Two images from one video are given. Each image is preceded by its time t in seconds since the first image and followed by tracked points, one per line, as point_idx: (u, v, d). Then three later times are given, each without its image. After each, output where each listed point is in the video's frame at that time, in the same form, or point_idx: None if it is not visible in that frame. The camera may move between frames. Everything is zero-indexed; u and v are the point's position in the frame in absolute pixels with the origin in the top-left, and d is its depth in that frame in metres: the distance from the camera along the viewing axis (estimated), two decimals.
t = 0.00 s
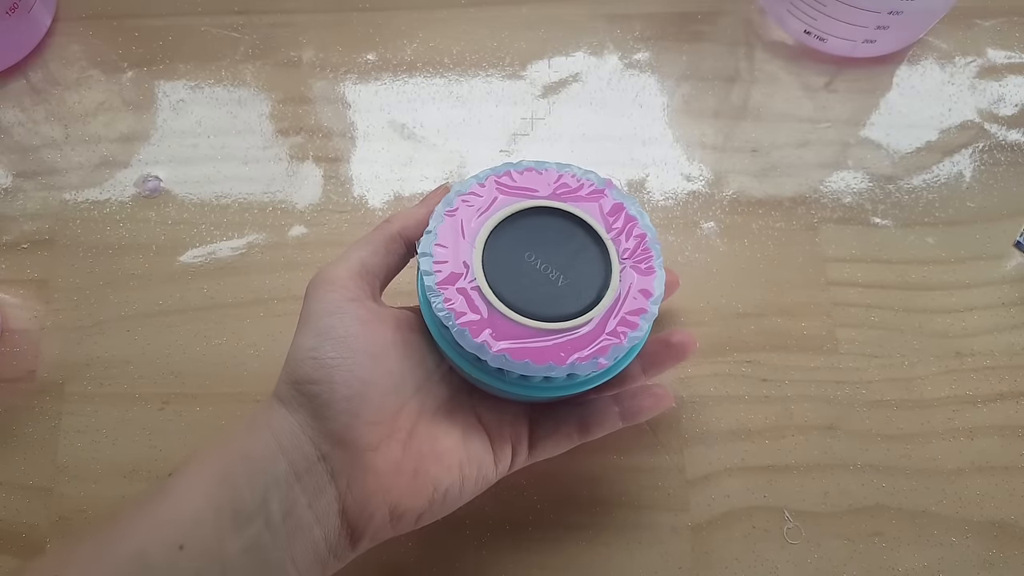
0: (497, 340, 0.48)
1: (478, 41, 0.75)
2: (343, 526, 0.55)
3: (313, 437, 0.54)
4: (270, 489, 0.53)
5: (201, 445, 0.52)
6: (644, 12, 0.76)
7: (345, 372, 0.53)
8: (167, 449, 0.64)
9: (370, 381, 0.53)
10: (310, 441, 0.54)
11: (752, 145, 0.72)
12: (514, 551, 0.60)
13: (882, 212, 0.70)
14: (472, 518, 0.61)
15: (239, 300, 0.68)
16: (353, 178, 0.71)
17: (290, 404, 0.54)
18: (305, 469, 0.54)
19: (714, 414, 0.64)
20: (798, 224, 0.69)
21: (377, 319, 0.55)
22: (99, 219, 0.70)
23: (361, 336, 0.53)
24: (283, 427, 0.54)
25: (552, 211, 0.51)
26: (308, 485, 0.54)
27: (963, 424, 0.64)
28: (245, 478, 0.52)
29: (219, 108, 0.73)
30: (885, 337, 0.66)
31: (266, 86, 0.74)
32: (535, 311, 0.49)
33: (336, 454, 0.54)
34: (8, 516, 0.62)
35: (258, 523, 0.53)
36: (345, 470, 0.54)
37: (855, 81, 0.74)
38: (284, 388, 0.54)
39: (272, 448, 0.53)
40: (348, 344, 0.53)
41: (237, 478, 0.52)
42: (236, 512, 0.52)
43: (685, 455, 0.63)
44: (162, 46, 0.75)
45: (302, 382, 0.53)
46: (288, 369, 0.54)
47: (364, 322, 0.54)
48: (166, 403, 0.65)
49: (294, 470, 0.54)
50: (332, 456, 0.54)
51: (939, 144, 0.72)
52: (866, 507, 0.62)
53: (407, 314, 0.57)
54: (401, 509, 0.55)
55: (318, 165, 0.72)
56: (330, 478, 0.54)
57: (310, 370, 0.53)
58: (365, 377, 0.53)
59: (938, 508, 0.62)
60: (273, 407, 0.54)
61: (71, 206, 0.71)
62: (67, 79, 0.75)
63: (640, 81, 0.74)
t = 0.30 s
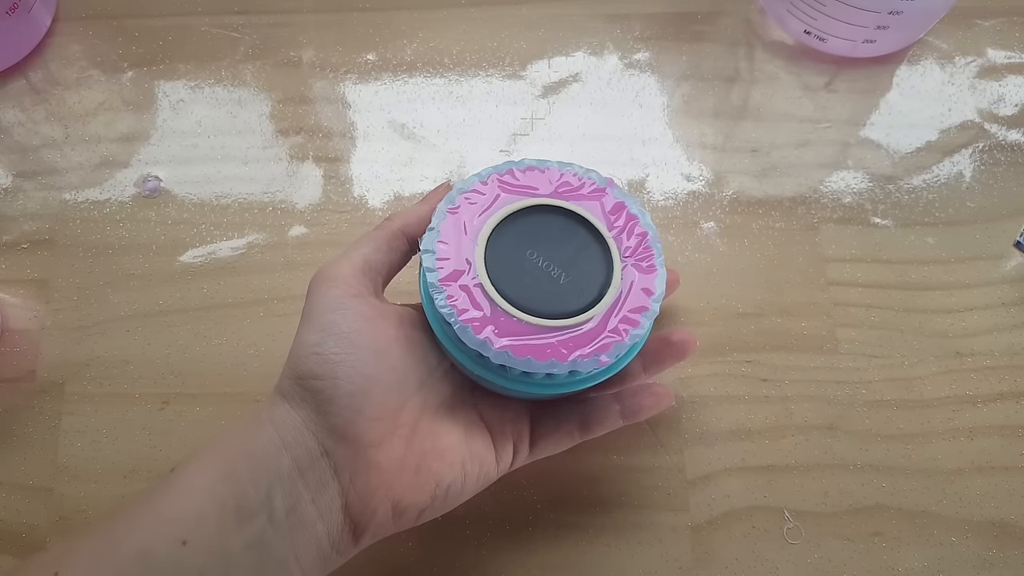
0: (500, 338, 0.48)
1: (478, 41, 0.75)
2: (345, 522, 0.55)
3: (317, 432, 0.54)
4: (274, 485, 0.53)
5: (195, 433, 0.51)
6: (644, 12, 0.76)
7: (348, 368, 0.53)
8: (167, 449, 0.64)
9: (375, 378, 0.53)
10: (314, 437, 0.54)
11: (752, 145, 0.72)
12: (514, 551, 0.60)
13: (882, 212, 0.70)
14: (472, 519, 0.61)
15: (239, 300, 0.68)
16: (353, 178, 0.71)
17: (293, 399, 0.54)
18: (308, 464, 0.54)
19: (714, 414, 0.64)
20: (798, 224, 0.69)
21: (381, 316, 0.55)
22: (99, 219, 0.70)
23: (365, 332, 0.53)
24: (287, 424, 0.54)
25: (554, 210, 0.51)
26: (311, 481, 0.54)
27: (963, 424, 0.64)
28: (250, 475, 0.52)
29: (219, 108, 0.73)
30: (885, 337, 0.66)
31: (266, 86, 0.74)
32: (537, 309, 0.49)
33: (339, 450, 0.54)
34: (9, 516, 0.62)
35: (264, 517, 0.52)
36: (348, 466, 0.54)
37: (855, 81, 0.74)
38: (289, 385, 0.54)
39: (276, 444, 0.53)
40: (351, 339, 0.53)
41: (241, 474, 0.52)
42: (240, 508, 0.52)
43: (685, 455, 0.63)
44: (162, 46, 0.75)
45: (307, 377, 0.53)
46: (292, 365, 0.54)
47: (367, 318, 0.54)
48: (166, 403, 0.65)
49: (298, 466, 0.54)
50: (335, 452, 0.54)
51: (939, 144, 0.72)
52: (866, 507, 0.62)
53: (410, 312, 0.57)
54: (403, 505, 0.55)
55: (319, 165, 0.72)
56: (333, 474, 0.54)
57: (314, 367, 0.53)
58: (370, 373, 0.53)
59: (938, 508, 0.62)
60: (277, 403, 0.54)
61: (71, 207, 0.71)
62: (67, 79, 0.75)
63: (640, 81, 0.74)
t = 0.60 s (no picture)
0: (508, 341, 0.48)
1: (478, 42, 0.75)
2: (352, 527, 0.55)
3: (324, 438, 0.54)
4: (281, 490, 0.53)
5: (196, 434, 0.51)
6: (644, 12, 0.76)
7: (357, 374, 0.53)
8: (167, 449, 0.64)
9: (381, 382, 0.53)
10: (321, 442, 0.54)
11: (752, 145, 0.72)
12: (514, 551, 0.60)
13: (882, 212, 0.70)
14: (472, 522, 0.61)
15: (239, 300, 0.68)
16: (353, 178, 0.71)
17: (300, 404, 0.54)
18: (315, 470, 0.54)
19: (714, 414, 0.64)
20: (798, 223, 0.69)
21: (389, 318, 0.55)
22: (99, 219, 0.70)
23: (372, 336, 0.53)
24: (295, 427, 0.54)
25: (561, 214, 0.51)
26: (318, 487, 0.54)
27: (963, 424, 0.64)
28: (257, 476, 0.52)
29: (219, 108, 0.73)
30: (885, 337, 0.66)
31: (266, 86, 0.74)
32: (545, 313, 0.49)
33: (347, 456, 0.54)
34: (8, 516, 0.62)
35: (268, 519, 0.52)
36: (355, 472, 0.54)
37: (855, 81, 0.74)
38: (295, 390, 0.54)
39: (285, 448, 0.53)
40: (358, 344, 0.53)
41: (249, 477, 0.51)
42: (248, 513, 0.51)
43: (685, 455, 0.63)
44: (162, 46, 0.75)
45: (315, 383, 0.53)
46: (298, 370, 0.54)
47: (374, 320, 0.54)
48: (166, 403, 0.65)
49: (305, 471, 0.54)
50: (342, 458, 0.54)
51: (939, 144, 0.72)
52: (866, 507, 0.62)
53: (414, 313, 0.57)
54: (410, 510, 0.55)
55: (319, 165, 0.72)
56: (340, 480, 0.55)
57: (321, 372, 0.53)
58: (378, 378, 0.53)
59: (938, 508, 0.62)
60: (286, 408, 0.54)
61: (71, 207, 0.71)
62: (67, 79, 0.75)
63: (640, 81, 0.74)
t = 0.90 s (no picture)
0: (546, 322, 0.47)
1: (478, 42, 0.75)
2: (366, 545, 0.56)
3: (334, 460, 0.54)
4: (290, 514, 0.53)
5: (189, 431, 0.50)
6: (644, 13, 0.76)
7: (369, 392, 0.52)
8: (166, 449, 0.64)
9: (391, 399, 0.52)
10: (331, 461, 0.54)
11: (752, 145, 0.72)
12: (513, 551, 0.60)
13: (882, 212, 0.70)
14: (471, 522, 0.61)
15: (239, 300, 0.68)
16: (353, 178, 0.71)
17: (308, 426, 0.53)
18: (326, 494, 0.54)
19: (714, 414, 0.64)
20: (798, 223, 0.69)
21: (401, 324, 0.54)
22: (99, 219, 0.70)
23: (379, 349, 0.52)
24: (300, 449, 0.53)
25: (583, 196, 0.51)
26: (328, 509, 0.54)
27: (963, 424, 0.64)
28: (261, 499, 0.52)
29: (219, 108, 0.73)
30: (885, 337, 0.66)
31: (266, 86, 0.74)
32: (579, 294, 0.48)
33: (358, 478, 0.54)
34: (8, 516, 0.62)
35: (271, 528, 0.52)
36: (367, 494, 0.55)
37: (855, 81, 0.74)
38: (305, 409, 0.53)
39: (292, 470, 0.53)
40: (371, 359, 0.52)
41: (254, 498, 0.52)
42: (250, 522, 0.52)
43: (685, 455, 0.63)
44: (162, 46, 0.75)
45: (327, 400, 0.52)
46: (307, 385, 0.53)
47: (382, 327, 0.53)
48: (166, 403, 0.65)
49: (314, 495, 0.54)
50: (353, 480, 0.54)
51: (939, 144, 0.72)
52: (867, 507, 0.62)
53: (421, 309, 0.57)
54: (427, 523, 0.56)
55: (319, 165, 0.72)
56: (352, 501, 0.55)
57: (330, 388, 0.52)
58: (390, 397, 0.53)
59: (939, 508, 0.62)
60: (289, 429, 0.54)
61: (71, 207, 0.71)
62: (67, 79, 0.75)
63: (640, 81, 0.74)
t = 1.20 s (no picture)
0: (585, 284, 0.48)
1: (478, 42, 0.75)
2: (386, 564, 0.55)
3: (349, 479, 0.53)
4: (301, 540, 0.52)
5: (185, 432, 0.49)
6: (644, 12, 0.76)
7: (381, 409, 0.52)
8: (166, 449, 0.64)
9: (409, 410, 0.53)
10: (345, 483, 0.53)
11: (752, 145, 0.72)
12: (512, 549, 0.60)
13: (882, 212, 0.70)
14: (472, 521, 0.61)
15: (239, 301, 0.68)
16: (353, 178, 0.71)
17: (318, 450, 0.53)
18: (342, 518, 0.53)
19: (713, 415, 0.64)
20: (799, 224, 0.69)
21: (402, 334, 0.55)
22: (99, 219, 0.70)
23: (383, 364, 0.52)
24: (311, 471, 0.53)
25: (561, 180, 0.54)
26: (344, 532, 0.54)
27: (963, 424, 0.64)
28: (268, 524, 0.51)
29: (220, 108, 0.73)
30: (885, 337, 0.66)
31: (266, 86, 0.74)
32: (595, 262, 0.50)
33: (374, 496, 0.53)
34: (8, 517, 0.62)
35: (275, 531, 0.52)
36: (385, 512, 0.54)
37: (855, 81, 0.74)
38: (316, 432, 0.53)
39: (303, 495, 0.53)
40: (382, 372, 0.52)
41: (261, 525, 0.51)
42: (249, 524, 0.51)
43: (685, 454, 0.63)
44: (162, 45, 0.75)
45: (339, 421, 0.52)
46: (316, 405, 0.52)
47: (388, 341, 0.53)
48: (166, 403, 0.65)
49: (329, 520, 0.53)
50: (370, 498, 0.54)
51: (939, 144, 0.72)
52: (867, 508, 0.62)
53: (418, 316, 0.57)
54: (446, 532, 0.56)
55: (319, 165, 0.72)
56: (369, 520, 0.54)
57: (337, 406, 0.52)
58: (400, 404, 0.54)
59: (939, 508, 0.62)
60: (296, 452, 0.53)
61: (71, 207, 0.71)
62: (67, 79, 0.75)
63: (640, 81, 0.74)
